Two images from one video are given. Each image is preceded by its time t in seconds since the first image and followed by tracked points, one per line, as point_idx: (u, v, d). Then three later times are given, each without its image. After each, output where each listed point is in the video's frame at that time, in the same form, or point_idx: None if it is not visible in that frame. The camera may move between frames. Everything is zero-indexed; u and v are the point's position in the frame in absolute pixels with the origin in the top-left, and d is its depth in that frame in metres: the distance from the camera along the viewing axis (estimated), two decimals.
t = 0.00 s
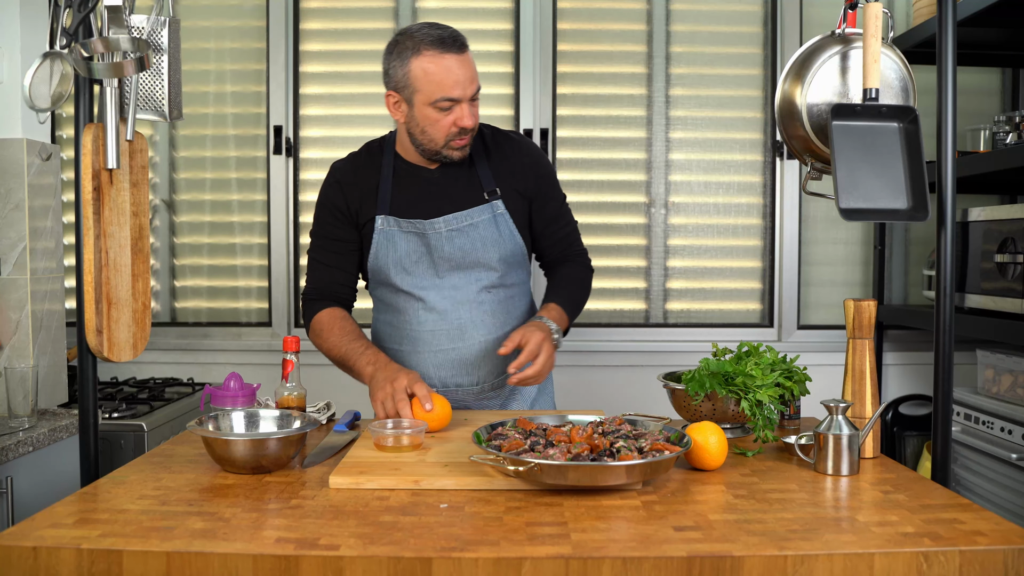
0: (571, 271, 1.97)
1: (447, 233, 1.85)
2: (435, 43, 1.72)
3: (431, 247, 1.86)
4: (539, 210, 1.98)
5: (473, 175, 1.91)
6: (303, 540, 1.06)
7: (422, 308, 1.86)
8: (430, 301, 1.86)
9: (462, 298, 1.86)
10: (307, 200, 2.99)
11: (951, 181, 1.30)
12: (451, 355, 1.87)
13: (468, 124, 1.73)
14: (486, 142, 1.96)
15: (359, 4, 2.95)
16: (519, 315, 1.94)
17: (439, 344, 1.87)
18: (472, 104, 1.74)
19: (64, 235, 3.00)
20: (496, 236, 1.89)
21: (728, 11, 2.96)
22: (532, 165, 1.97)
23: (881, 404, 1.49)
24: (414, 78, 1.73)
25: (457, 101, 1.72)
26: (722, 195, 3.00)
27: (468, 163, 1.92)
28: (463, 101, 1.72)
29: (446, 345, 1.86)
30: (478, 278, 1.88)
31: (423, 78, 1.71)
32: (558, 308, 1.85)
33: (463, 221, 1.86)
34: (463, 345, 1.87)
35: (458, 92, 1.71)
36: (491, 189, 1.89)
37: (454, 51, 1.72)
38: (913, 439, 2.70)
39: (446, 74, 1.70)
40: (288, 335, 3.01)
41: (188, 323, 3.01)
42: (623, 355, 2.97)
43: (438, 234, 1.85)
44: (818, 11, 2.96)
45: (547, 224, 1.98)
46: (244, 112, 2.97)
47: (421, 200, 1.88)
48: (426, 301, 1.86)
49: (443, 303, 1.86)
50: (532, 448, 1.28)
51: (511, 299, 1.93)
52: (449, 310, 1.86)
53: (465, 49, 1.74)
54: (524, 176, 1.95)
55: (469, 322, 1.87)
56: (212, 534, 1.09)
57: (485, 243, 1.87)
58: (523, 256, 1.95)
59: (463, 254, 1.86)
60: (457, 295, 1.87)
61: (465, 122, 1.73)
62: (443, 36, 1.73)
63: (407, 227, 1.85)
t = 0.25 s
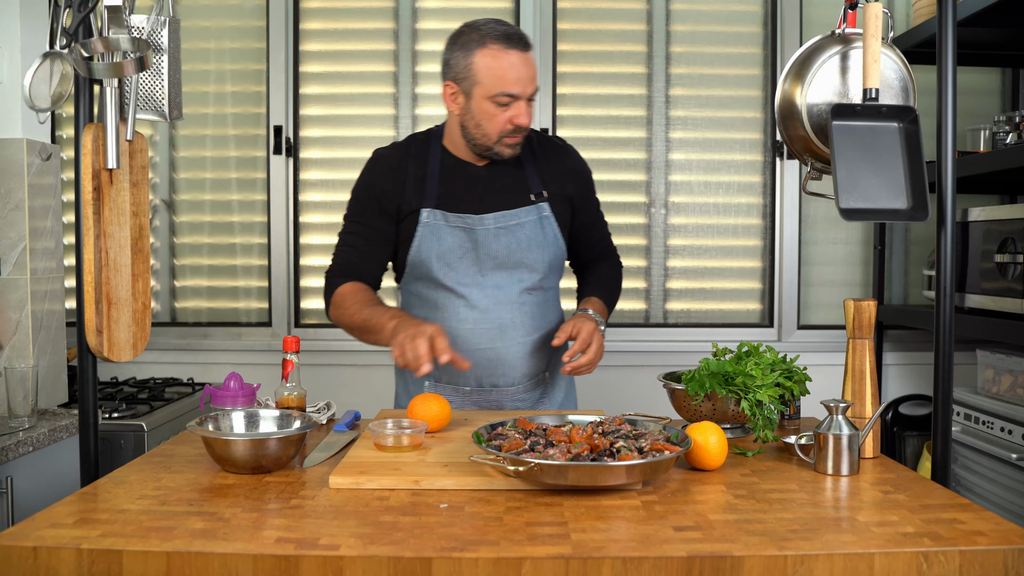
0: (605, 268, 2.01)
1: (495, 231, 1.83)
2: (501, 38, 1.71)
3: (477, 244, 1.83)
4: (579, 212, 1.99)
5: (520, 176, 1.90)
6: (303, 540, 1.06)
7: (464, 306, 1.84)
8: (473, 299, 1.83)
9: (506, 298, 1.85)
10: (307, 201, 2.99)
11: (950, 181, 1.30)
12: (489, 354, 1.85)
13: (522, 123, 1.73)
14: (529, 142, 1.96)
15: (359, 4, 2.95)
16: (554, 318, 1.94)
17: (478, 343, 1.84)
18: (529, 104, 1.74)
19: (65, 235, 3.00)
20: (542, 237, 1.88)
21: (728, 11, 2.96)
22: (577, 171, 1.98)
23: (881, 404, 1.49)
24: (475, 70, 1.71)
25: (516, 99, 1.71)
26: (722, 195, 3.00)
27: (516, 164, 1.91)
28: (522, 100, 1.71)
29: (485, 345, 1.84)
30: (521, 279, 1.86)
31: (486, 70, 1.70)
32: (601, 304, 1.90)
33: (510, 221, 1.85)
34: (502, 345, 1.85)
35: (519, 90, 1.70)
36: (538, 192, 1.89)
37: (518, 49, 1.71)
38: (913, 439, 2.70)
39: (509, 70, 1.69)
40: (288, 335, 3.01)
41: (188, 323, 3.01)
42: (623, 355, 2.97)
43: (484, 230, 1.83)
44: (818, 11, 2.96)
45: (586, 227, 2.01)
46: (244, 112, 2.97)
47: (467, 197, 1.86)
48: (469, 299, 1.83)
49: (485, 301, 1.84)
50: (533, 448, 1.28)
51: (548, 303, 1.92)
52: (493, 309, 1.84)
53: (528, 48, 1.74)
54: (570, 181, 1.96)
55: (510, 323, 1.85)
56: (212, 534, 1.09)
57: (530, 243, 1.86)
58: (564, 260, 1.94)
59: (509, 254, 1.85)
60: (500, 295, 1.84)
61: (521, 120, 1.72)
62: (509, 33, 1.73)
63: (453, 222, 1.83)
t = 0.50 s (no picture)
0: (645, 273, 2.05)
1: (572, 238, 1.84)
2: (590, 40, 1.67)
3: (556, 251, 1.83)
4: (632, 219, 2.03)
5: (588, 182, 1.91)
6: (303, 540, 1.06)
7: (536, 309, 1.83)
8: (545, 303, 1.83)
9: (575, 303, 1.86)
10: (307, 200, 2.99)
11: (950, 181, 1.30)
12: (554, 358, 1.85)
13: (598, 128, 1.71)
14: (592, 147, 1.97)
15: (359, 4, 2.95)
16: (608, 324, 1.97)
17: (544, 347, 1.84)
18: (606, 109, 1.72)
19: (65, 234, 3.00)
20: (611, 246, 1.90)
21: (728, 11, 2.96)
22: (632, 181, 2.01)
23: (881, 404, 1.49)
24: (560, 69, 1.68)
25: (596, 102, 1.68)
26: (722, 195, 3.00)
27: (584, 169, 1.91)
28: (601, 104, 1.69)
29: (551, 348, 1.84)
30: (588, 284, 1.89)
31: (570, 71, 1.66)
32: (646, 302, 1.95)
33: (585, 227, 1.85)
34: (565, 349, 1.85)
35: (601, 94, 1.67)
36: (604, 199, 1.90)
37: (604, 52, 1.67)
38: (913, 439, 2.70)
39: (593, 73, 1.66)
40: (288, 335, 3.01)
41: (188, 323, 3.01)
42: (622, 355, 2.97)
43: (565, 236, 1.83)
44: (818, 11, 2.96)
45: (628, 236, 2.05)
46: (244, 112, 2.97)
47: (545, 200, 1.84)
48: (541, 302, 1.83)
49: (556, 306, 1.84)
50: (532, 448, 1.28)
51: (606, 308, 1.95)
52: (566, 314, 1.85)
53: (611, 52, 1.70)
54: (626, 190, 1.99)
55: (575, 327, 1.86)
56: (212, 534, 1.09)
57: (601, 250, 1.88)
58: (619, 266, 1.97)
59: (580, 260, 1.86)
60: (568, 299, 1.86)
61: (598, 124, 1.70)
62: (597, 35, 1.68)
63: (538, 227, 1.81)
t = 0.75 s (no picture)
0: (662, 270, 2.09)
1: (619, 244, 1.85)
2: (642, 49, 1.62)
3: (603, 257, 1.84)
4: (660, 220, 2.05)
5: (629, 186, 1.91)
6: (303, 540, 1.06)
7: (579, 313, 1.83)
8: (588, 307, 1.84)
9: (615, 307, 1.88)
10: (307, 201, 2.99)
11: (950, 181, 1.30)
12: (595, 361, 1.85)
13: (644, 137, 1.68)
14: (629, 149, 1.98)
15: (358, 4, 2.95)
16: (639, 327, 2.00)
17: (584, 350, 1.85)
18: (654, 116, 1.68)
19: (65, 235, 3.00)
20: (648, 251, 1.92)
21: (728, 11, 2.96)
22: (663, 183, 2.03)
23: (881, 404, 1.49)
24: (609, 76, 1.64)
25: (644, 111, 1.64)
26: (722, 195, 3.00)
27: (625, 173, 1.91)
28: (650, 113, 1.65)
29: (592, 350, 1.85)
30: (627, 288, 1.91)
31: (618, 79, 1.62)
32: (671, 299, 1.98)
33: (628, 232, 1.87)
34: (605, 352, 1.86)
35: (650, 103, 1.63)
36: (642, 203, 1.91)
37: (657, 61, 1.62)
38: (913, 439, 2.70)
39: (643, 82, 1.61)
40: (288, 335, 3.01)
41: (188, 323, 3.01)
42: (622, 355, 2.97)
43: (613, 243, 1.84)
44: (818, 11, 2.96)
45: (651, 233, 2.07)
46: (244, 112, 2.97)
47: (595, 205, 1.84)
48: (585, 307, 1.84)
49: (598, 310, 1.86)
50: (532, 448, 1.28)
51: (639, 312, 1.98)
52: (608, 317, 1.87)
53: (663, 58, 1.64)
54: (659, 193, 2.01)
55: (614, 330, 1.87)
56: (212, 534, 1.09)
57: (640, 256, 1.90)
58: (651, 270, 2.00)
59: (623, 265, 1.87)
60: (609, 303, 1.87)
61: (645, 133, 1.67)
62: (650, 44, 1.63)
63: (589, 234, 1.81)
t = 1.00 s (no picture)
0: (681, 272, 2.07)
1: (636, 242, 1.84)
2: (657, 50, 1.60)
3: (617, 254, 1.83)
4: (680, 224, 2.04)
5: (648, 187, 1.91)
6: (303, 540, 1.06)
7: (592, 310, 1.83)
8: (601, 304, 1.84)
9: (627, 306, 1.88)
10: (307, 201, 2.99)
11: (950, 181, 1.30)
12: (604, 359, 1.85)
13: (649, 141, 1.67)
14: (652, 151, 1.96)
15: (358, 4, 2.95)
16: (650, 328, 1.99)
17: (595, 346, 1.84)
18: (663, 122, 1.66)
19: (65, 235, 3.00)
20: (661, 252, 1.92)
21: (728, 11, 2.96)
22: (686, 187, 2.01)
23: (881, 404, 1.49)
24: (621, 74, 1.63)
25: (650, 114, 1.63)
26: (722, 195, 3.00)
27: (644, 175, 1.90)
28: (656, 117, 1.63)
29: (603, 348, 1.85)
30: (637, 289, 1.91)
31: (628, 79, 1.62)
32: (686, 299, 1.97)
33: (646, 231, 1.87)
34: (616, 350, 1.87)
35: (656, 107, 1.61)
36: (661, 206, 1.91)
37: (671, 65, 1.59)
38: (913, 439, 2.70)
39: (651, 84, 1.60)
40: (288, 335, 3.00)
41: (187, 323, 3.01)
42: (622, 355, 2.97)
43: (629, 240, 1.83)
44: (818, 11, 2.96)
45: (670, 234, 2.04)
46: (244, 112, 2.97)
47: (610, 203, 1.83)
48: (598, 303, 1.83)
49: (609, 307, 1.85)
50: (532, 448, 1.28)
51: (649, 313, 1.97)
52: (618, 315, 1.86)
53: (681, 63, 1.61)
54: (680, 198, 1.99)
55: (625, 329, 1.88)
56: (212, 534, 1.09)
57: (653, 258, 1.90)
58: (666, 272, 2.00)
59: (638, 264, 1.87)
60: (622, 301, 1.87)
61: (649, 137, 1.66)
62: (667, 47, 1.60)
63: (604, 229, 1.80)
